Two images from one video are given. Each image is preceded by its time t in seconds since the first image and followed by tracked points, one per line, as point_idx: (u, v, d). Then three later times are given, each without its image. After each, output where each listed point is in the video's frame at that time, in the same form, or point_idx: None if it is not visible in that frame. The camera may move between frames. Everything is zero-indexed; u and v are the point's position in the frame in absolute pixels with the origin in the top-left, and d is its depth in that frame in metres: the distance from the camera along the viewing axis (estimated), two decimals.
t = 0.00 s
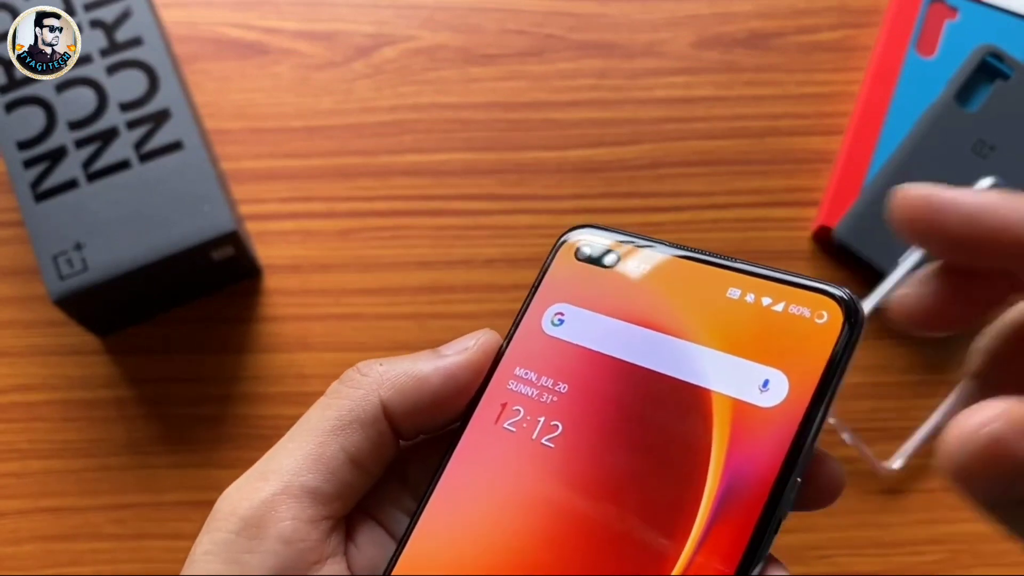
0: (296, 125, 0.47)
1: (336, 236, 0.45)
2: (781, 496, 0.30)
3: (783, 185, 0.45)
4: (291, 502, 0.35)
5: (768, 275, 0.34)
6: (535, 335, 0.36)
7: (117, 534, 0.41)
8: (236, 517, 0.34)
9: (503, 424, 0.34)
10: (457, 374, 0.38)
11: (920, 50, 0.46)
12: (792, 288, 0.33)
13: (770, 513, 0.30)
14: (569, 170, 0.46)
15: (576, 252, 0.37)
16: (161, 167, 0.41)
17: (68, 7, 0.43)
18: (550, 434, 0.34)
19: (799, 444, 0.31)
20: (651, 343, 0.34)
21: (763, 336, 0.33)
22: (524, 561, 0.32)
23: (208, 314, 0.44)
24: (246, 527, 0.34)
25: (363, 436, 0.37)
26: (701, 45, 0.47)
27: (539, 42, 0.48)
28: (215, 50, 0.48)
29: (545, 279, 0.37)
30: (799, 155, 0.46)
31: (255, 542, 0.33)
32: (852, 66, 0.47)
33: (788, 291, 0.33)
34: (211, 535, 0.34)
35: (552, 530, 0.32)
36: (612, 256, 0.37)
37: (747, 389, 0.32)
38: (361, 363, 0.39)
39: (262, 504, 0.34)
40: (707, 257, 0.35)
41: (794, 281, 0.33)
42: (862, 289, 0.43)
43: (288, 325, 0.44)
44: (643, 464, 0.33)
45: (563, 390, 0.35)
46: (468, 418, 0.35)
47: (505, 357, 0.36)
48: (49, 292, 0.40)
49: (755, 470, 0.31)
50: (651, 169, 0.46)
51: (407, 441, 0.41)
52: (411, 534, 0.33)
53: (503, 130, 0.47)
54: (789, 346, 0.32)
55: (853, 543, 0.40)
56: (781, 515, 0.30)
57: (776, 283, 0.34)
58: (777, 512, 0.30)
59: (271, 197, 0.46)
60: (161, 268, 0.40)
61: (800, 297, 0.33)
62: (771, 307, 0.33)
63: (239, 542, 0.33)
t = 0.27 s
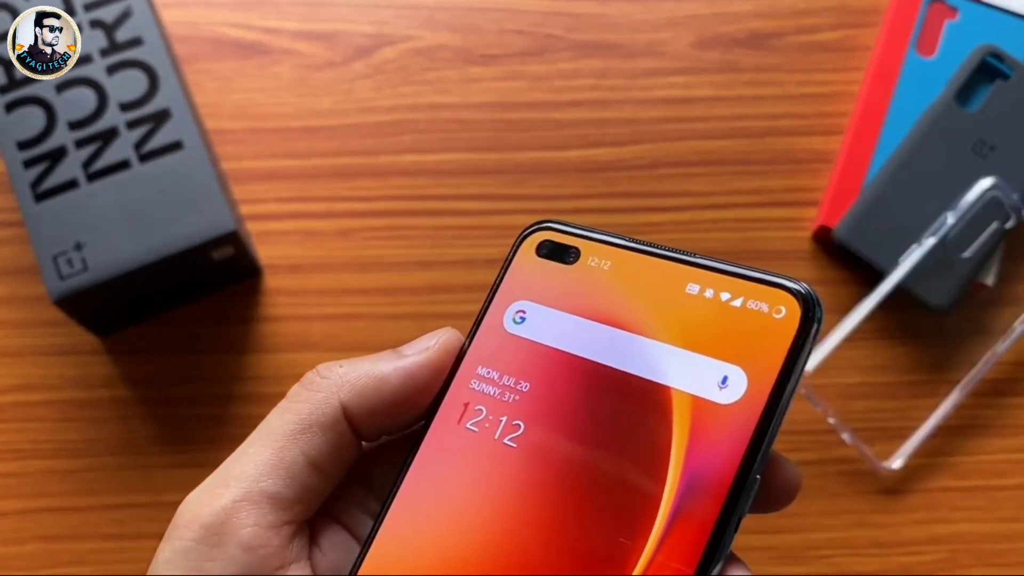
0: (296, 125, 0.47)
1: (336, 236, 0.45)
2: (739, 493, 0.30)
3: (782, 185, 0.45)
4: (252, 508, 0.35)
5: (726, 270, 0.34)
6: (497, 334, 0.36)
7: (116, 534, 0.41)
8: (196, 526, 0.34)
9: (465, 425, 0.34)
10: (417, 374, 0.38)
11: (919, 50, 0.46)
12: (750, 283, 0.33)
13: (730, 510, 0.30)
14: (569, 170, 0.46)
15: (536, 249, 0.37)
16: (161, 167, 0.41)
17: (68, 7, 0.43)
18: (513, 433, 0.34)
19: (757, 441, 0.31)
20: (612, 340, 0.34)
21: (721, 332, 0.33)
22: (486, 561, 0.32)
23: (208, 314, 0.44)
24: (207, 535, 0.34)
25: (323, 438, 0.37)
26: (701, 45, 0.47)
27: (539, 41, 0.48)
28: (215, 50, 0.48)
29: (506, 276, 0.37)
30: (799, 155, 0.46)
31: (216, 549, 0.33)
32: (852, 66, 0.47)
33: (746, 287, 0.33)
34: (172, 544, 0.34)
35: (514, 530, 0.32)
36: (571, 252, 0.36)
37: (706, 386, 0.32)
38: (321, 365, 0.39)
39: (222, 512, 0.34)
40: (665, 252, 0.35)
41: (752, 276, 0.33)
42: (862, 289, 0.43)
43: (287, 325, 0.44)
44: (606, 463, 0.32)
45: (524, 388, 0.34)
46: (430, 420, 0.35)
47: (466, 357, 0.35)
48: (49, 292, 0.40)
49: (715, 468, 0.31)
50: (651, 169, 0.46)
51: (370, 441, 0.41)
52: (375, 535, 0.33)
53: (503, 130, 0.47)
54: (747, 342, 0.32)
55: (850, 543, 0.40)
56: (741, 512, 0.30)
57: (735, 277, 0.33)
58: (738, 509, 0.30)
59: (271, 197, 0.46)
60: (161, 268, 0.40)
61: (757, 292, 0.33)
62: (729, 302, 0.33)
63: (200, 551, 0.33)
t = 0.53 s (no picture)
0: (296, 125, 0.47)
1: (336, 236, 0.45)
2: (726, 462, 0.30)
3: (782, 185, 0.45)
4: (260, 475, 0.35)
5: (714, 252, 0.34)
6: (492, 311, 0.36)
7: (117, 534, 0.41)
8: (207, 491, 0.34)
9: (463, 396, 0.35)
10: (419, 346, 0.38)
11: (920, 50, 0.46)
12: (736, 266, 0.33)
13: (716, 478, 0.30)
14: (569, 169, 0.46)
15: (532, 227, 0.37)
16: (161, 168, 0.41)
17: (68, 7, 0.43)
18: (509, 406, 0.34)
19: (745, 412, 0.31)
20: (602, 318, 0.34)
21: (710, 312, 0.33)
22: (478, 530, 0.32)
23: (208, 314, 0.44)
24: (219, 500, 0.34)
25: (327, 409, 0.38)
26: (701, 45, 0.47)
27: (539, 41, 0.48)
28: (215, 50, 0.48)
29: (501, 254, 0.37)
30: (799, 155, 0.46)
31: (228, 514, 0.34)
32: (852, 66, 0.47)
33: (734, 269, 0.33)
34: (183, 508, 0.34)
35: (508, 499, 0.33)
36: (563, 232, 0.36)
37: (693, 363, 0.32)
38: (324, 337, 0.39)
39: (232, 477, 0.35)
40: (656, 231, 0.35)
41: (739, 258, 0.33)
42: (862, 289, 0.43)
43: (288, 325, 0.44)
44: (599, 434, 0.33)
45: (519, 362, 0.35)
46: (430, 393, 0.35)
47: (465, 330, 0.36)
48: (49, 292, 0.40)
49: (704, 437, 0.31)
50: (651, 169, 0.46)
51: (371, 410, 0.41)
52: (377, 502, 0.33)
53: (503, 130, 0.47)
54: (734, 324, 0.32)
55: (850, 543, 0.40)
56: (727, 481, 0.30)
57: (722, 260, 0.33)
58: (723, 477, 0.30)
59: (272, 197, 0.46)
60: (162, 268, 0.40)
61: (745, 274, 0.33)
62: (717, 284, 0.33)
63: (212, 515, 0.34)
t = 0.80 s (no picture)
0: (297, 125, 0.47)
1: (336, 236, 0.45)
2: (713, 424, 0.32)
3: (782, 185, 0.45)
4: (251, 441, 0.36)
5: (701, 213, 0.35)
6: (479, 277, 0.37)
7: (116, 534, 0.41)
8: (198, 458, 0.35)
9: (451, 359, 0.35)
10: (407, 310, 0.38)
11: (920, 50, 0.46)
12: (722, 227, 0.34)
13: (705, 438, 0.32)
14: (569, 169, 0.46)
15: (516, 191, 0.37)
16: (161, 167, 0.41)
17: (68, 7, 0.43)
18: (498, 367, 0.35)
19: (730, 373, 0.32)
20: (591, 280, 0.35)
21: (696, 272, 0.34)
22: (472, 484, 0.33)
23: (209, 314, 0.44)
24: (210, 467, 0.35)
25: (316, 372, 0.38)
26: (701, 45, 0.47)
27: (539, 42, 0.48)
28: (215, 50, 0.48)
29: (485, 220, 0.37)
30: (799, 155, 0.46)
31: (219, 480, 0.35)
32: (852, 67, 0.47)
33: (719, 230, 0.34)
34: (172, 476, 0.35)
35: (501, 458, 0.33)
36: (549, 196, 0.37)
37: (681, 322, 0.33)
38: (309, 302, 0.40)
39: (222, 445, 0.35)
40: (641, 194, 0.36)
41: (724, 220, 0.34)
42: (862, 289, 0.43)
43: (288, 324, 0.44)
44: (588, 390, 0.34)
45: (508, 325, 0.35)
46: (419, 354, 0.36)
47: (450, 295, 0.36)
48: (49, 292, 0.40)
49: (691, 399, 0.32)
50: (651, 168, 0.46)
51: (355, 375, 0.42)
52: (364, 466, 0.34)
53: (503, 130, 0.47)
54: (721, 284, 0.33)
55: (850, 543, 0.40)
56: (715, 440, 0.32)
57: (708, 221, 0.35)
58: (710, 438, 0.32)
59: (272, 197, 0.46)
60: (161, 268, 0.40)
61: (731, 235, 0.34)
62: (704, 245, 0.34)
63: (204, 482, 0.34)
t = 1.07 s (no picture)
0: (297, 125, 0.47)
1: (336, 236, 0.45)
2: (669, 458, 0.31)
3: (782, 185, 0.45)
4: (203, 487, 0.35)
5: (654, 237, 0.35)
6: (433, 304, 0.36)
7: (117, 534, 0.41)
8: (150, 506, 0.34)
9: (408, 392, 0.35)
10: (362, 345, 0.38)
11: (920, 50, 0.46)
12: (674, 249, 0.34)
13: (662, 472, 0.31)
14: (569, 170, 0.46)
15: (472, 216, 0.37)
16: (162, 167, 0.41)
17: (68, 7, 0.43)
18: (455, 401, 0.34)
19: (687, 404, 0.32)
20: (546, 308, 0.35)
21: (651, 297, 0.34)
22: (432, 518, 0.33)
23: (209, 314, 0.44)
24: (161, 515, 0.34)
25: (271, 413, 0.37)
26: (701, 45, 0.47)
27: (539, 42, 0.48)
28: (215, 50, 0.48)
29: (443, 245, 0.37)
30: (799, 155, 0.46)
31: (172, 528, 0.34)
32: (852, 66, 0.47)
33: (674, 253, 0.34)
34: (126, 525, 0.34)
35: (460, 494, 0.33)
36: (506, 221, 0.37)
37: (638, 350, 0.33)
38: (262, 340, 0.39)
39: (173, 492, 0.34)
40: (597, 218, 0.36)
41: (678, 242, 0.34)
42: (862, 289, 0.43)
43: (288, 325, 0.44)
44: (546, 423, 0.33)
45: (464, 356, 0.35)
46: (373, 389, 0.35)
47: (407, 325, 0.36)
48: (50, 292, 0.40)
49: (648, 432, 0.32)
50: (651, 168, 0.46)
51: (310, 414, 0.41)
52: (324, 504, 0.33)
53: (504, 130, 0.47)
54: (676, 309, 0.33)
55: (849, 544, 0.40)
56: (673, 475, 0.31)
57: (662, 244, 0.34)
58: (667, 474, 0.31)
59: (272, 197, 0.46)
60: (162, 267, 0.40)
61: (685, 258, 0.34)
62: (658, 268, 0.34)
63: (155, 531, 0.34)
